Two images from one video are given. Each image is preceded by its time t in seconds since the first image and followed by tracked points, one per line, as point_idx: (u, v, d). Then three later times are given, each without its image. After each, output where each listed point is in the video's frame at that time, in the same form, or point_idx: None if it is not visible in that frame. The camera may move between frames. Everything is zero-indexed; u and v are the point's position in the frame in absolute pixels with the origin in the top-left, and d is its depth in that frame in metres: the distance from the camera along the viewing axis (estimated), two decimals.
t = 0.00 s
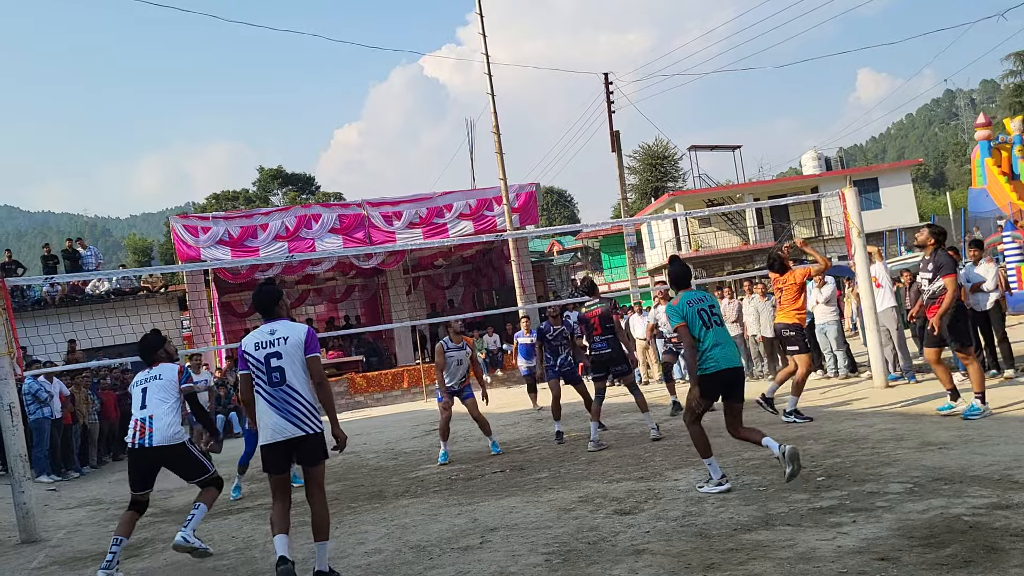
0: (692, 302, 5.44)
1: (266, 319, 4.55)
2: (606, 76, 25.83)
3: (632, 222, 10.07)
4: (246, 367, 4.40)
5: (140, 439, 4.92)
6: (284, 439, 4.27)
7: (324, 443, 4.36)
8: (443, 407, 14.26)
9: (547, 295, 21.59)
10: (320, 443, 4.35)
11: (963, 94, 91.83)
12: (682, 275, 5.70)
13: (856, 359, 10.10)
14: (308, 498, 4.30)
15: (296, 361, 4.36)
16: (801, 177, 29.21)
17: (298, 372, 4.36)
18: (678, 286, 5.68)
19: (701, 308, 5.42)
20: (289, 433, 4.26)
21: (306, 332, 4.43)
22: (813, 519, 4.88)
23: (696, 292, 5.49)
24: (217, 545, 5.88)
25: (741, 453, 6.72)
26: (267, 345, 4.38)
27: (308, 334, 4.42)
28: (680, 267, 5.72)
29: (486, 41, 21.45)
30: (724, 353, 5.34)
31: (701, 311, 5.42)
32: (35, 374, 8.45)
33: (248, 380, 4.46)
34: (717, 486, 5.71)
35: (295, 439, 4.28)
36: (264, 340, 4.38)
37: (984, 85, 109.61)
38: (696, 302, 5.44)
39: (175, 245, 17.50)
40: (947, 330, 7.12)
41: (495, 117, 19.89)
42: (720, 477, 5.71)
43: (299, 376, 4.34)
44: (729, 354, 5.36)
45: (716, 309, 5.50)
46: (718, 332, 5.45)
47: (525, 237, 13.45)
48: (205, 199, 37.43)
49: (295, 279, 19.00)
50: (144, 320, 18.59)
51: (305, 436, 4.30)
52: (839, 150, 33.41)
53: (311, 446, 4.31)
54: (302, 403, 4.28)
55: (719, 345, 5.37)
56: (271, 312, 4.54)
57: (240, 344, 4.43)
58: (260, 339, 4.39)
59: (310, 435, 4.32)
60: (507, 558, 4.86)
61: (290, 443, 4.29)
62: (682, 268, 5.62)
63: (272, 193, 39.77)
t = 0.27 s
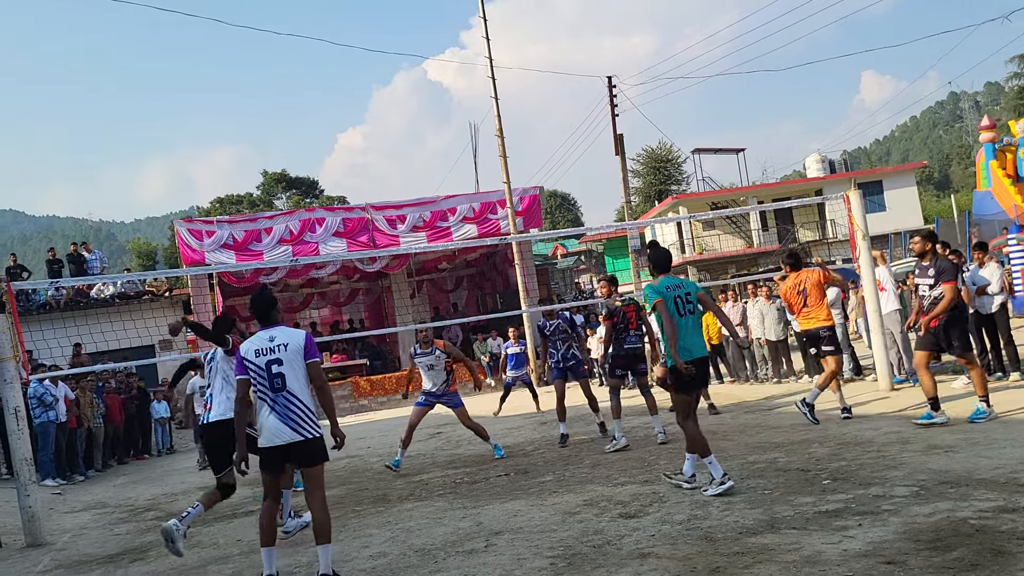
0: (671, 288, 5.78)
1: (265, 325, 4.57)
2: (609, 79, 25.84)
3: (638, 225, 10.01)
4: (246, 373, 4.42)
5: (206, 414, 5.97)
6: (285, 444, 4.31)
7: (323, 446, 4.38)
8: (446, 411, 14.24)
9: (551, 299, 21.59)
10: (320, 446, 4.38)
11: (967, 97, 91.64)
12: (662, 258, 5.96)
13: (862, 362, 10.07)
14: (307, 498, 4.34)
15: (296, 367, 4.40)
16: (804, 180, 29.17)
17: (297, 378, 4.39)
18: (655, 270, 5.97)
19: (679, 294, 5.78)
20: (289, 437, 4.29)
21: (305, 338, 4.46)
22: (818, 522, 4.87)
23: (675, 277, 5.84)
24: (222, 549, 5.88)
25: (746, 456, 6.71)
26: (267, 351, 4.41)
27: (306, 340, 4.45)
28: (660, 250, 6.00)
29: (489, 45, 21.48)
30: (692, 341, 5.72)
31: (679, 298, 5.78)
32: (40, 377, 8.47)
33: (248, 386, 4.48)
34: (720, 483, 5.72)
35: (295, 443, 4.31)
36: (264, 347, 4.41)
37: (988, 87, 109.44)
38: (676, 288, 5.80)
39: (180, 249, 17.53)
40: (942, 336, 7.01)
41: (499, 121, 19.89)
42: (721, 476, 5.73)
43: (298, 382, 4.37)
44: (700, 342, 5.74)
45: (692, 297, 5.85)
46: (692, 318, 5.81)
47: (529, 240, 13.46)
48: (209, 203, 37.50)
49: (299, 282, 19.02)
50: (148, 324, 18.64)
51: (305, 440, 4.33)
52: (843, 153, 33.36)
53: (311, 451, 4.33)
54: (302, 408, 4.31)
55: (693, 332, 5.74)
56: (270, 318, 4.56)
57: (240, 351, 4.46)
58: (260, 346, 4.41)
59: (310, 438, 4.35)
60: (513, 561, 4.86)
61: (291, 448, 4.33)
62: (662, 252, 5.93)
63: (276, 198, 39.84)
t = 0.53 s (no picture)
0: (663, 296, 5.83)
1: (260, 336, 4.57)
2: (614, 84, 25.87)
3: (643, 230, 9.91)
4: (241, 383, 4.42)
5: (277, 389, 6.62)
6: (278, 451, 4.34)
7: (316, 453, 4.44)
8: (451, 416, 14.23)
9: (555, 303, 21.59)
10: (314, 452, 4.44)
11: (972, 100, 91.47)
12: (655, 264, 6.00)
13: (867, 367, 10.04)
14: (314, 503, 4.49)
15: (292, 376, 4.41)
16: (809, 184, 29.13)
17: (292, 387, 4.41)
18: (647, 273, 5.99)
19: (671, 303, 5.83)
20: (285, 444, 4.32)
21: (300, 348, 4.48)
22: (824, 528, 4.85)
23: (668, 285, 5.90)
24: (227, 554, 5.88)
25: (751, 461, 6.69)
26: (262, 361, 4.41)
27: (301, 350, 4.47)
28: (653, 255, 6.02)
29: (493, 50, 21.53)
30: (673, 351, 5.80)
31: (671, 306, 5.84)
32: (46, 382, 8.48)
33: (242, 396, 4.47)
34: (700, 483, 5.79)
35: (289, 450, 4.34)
36: (259, 356, 4.41)
37: (993, 90, 109.28)
38: (667, 296, 5.85)
39: (185, 254, 17.58)
40: (922, 345, 6.71)
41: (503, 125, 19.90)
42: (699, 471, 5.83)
43: (293, 391, 4.39)
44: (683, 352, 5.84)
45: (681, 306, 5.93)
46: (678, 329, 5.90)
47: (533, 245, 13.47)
48: (214, 208, 37.59)
49: (304, 287, 19.05)
50: (154, 328, 18.69)
51: (300, 448, 4.37)
52: (848, 157, 33.33)
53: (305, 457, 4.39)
54: (298, 416, 4.34)
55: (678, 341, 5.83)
56: (264, 328, 4.56)
57: (234, 360, 4.45)
58: (256, 356, 4.41)
59: (305, 445, 4.39)
60: (518, 567, 4.85)
61: (285, 454, 4.36)
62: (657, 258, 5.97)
63: (280, 202, 39.94)
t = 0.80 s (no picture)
0: (656, 299, 5.85)
1: (276, 342, 4.60)
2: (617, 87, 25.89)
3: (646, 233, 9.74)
4: (255, 386, 4.45)
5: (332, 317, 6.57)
6: (287, 454, 4.35)
7: (326, 457, 4.45)
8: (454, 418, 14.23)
9: (559, 306, 21.59)
10: (323, 458, 4.44)
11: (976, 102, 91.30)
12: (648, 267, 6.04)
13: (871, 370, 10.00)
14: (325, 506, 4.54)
15: (304, 382, 4.43)
16: (813, 186, 29.09)
17: (303, 394, 4.41)
18: (640, 277, 5.98)
19: (662, 306, 5.85)
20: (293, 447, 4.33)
21: (313, 356, 4.48)
22: (828, 530, 4.84)
23: (660, 288, 5.92)
24: (231, 556, 5.89)
25: (755, 463, 6.68)
26: (276, 366, 4.43)
27: (314, 358, 4.47)
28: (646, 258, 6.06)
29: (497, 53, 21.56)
30: (663, 355, 5.80)
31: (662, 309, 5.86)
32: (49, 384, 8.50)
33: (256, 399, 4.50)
34: (667, 501, 5.72)
35: (297, 453, 4.35)
36: (273, 361, 4.43)
37: (997, 93, 109.07)
38: (659, 299, 5.87)
39: (189, 257, 17.62)
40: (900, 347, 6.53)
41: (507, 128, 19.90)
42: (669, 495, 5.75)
43: (304, 397, 4.39)
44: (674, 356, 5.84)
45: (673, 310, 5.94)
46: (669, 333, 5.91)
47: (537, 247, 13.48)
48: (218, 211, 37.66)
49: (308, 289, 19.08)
50: (158, 331, 18.74)
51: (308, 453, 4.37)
52: (852, 159, 33.30)
53: (314, 461, 4.39)
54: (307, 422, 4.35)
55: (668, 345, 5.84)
56: (282, 335, 4.60)
57: (251, 364, 4.49)
58: (271, 361, 4.44)
59: (314, 450, 4.40)
60: (521, 569, 4.84)
61: (294, 458, 4.37)
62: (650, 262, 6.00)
63: (285, 205, 39.99)
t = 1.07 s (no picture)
0: (646, 302, 5.87)
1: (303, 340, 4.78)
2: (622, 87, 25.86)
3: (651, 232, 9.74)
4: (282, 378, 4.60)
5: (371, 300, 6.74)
6: (308, 446, 4.50)
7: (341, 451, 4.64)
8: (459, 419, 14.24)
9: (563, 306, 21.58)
10: (338, 452, 4.65)
11: (982, 103, 90.95)
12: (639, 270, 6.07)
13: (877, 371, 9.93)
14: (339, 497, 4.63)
15: (329, 379, 4.63)
16: (818, 187, 29.02)
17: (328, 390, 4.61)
18: (631, 280, 6.06)
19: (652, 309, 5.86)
20: (315, 439, 4.49)
21: (340, 357, 4.71)
22: (833, 531, 4.83)
23: (651, 291, 5.93)
24: (235, 556, 5.90)
25: (759, 464, 6.67)
26: (304, 361, 4.61)
27: (342, 359, 4.71)
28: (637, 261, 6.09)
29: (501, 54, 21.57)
30: (656, 357, 5.80)
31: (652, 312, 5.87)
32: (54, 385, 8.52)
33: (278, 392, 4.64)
34: (671, 503, 5.71)
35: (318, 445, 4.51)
36: (302, 356, 4.61)
37: (1003, 94, 108.71)
38: (649, 302, 5.89)
39: (194, 258, 17.66)
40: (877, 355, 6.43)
41: (511, 129, 19.90)
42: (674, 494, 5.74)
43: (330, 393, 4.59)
44: (668, 358, 5.84)
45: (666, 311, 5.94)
46: (664, 335, 5.91)
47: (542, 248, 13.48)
48: (223, 211, 37.69)
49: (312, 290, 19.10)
50: (163, 331, 18.77)
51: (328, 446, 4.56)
52: (857, 160, 33.21)
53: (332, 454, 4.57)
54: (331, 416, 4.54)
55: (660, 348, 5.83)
56: (309, 333, 4.79)
57: (278, 358, 4.64)
58: (299, 355, 4.61)
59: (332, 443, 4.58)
60: (525, 569, 4.83)
61: (313, 450, 4.53)
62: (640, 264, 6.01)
63: (289, 206, 40.01)
